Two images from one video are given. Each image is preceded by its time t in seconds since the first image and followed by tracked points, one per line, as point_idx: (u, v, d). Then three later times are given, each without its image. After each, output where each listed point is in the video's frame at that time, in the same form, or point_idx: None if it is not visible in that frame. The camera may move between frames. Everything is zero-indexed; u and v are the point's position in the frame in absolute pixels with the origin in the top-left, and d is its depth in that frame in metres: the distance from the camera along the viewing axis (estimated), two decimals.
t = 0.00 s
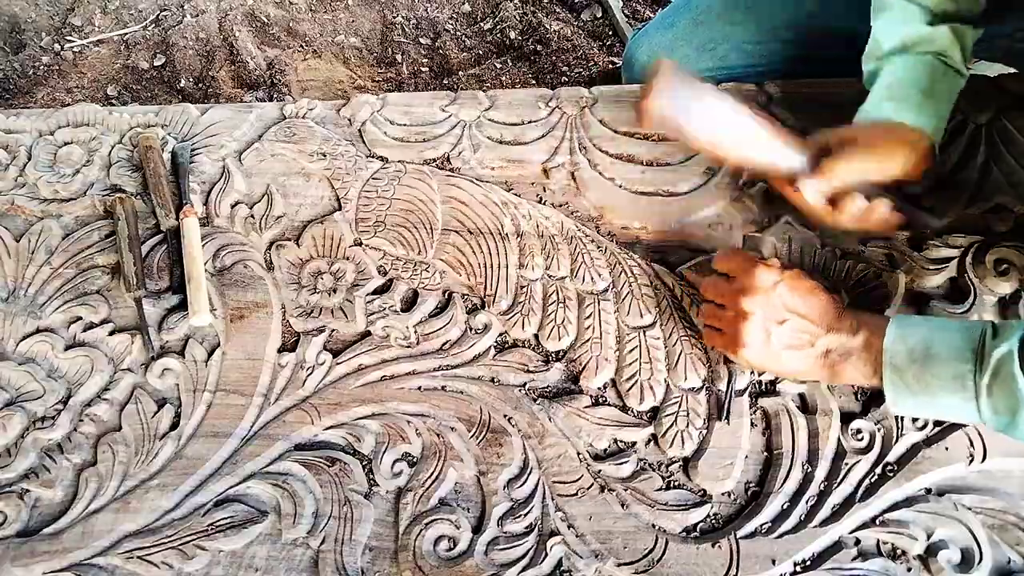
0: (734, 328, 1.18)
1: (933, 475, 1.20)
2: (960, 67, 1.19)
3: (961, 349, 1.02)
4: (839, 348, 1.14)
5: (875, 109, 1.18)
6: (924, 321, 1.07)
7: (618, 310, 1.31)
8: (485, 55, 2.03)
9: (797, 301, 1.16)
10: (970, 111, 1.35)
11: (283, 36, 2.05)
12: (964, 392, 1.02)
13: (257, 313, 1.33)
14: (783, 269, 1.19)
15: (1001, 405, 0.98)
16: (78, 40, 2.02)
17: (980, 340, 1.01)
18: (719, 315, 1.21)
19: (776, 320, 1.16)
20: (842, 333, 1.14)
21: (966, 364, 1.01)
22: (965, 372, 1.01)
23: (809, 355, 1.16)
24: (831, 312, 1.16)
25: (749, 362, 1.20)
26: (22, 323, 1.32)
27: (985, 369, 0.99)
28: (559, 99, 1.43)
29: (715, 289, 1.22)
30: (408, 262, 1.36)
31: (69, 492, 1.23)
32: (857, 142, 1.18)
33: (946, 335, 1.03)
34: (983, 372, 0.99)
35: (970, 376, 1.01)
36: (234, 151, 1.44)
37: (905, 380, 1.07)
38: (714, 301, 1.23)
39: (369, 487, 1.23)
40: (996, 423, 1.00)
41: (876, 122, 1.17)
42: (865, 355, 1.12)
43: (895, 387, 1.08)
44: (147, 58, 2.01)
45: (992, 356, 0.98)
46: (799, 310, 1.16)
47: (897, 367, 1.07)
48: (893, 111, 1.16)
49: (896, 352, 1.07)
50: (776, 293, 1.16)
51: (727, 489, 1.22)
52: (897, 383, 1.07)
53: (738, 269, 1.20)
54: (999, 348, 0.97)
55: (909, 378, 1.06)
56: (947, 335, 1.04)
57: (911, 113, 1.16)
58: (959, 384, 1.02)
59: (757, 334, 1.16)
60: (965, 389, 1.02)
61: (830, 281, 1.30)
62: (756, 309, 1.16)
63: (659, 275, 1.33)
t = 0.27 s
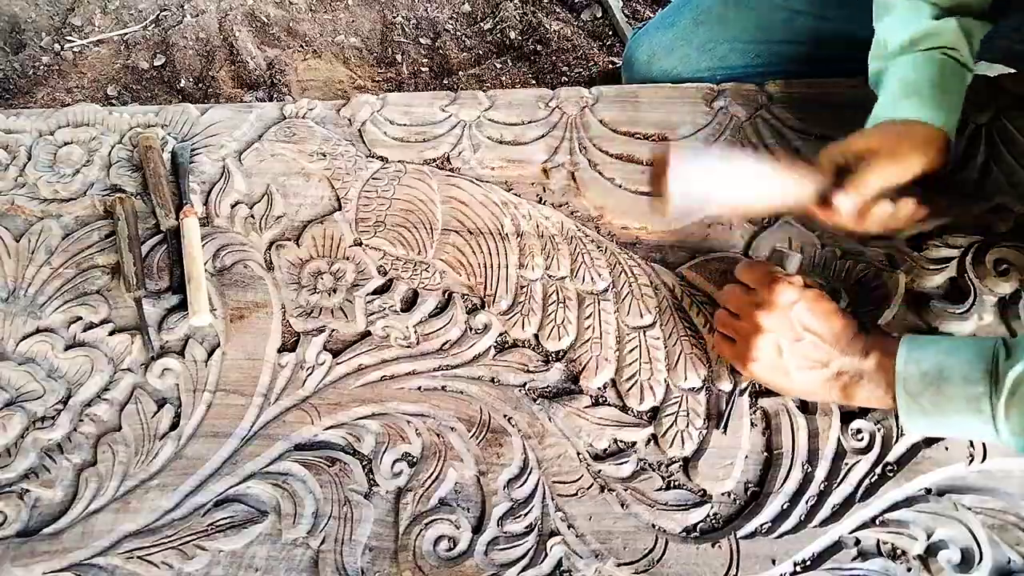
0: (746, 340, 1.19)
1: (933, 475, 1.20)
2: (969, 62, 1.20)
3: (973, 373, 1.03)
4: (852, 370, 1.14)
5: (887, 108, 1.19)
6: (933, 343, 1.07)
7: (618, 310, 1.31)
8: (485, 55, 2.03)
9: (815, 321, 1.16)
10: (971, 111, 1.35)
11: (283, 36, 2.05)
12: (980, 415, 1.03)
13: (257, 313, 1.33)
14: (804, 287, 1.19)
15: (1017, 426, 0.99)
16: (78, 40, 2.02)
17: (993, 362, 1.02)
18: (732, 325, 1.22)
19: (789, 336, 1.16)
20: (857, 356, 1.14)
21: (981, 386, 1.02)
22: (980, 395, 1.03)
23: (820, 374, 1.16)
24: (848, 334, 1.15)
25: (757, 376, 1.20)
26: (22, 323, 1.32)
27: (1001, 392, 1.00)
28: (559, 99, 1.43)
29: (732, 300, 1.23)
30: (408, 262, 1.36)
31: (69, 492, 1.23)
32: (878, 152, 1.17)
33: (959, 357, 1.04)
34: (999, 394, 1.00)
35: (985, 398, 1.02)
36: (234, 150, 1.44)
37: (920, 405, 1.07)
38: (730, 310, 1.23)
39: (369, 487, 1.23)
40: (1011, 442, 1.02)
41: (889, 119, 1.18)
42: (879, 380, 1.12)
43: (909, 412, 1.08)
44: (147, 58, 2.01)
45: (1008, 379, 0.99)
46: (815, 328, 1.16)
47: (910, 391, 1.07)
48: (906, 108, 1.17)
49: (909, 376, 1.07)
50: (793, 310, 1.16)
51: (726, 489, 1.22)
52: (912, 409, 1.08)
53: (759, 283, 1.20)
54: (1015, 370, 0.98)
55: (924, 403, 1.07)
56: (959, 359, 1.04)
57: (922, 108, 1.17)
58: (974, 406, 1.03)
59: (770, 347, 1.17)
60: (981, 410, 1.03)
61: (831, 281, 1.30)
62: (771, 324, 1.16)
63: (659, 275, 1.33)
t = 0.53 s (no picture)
0: (745, 348, 1.18)
1: (933, 475, 1.20)
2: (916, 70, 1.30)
3: (975, 377, 1.02)
4: (851, 378, 1.14)
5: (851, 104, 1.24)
6: (935, 347, 1.07)
7: (618, 310, 1.31)
8: (485, 55, 2.03)
9: (813, 329, 1.16)
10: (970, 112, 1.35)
11: (283, 36, 2.04)
12: (983, 419, 1.02)
13: (257, 313, 1.33)
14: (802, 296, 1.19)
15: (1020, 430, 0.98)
16: (78, 40, 2.02)
17: (995, 366, 1.00)
18: (731, 332, 1.21)
19: (790, 344, 1.15)
20: (856, 362, 1.14)
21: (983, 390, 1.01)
22: (982, 399, 1.01)
23: (820, 381, 1.15)
24: (846, 342, 1.15)
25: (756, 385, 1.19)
26: (22, 323, 1.32)
27: (1001, 395, 0.99)
28: (559, 99, 1.43)
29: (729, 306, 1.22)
30: (408, 262, 1.36)
31: (69, 492, 1.23)
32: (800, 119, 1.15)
33: (961, 362, 1.03)
34: (1001, 398, 0.99)
35: (987, 402, 1.01)
36: (234, 151, 1.44)
37: (922, 410, 1.07)
38: (727, 317, 1.22)
39: (369, 487, 1.23)
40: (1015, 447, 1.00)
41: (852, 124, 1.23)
42: (879, 388, 1.12)
43: (912, 417, 1.08)
44: (147, 58, 2.01)
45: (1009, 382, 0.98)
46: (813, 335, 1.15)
47: (912, 395, 1.07)
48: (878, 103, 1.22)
49: (911, 380, 1.07)
50: (793, 319, 1.15)
51: (727, 489, 1.22)
52: (914, 413, 1.08)
53: (758, 290, 1.19)
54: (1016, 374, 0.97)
55: (926, 407, 1.06)
56: (959, 363, 1.04)
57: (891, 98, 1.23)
58: (977, 410, 1.02)
59: (770, 357, 1.15)
60: (984, 415, 1.01)
61: (831, 281, 1.30)
62: (772, 332, 1.15)
63: (659, 275, 1.33)
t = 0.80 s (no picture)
0: (746, 352, 1.18)
1: (933, 475, 1.20)
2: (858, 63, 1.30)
3: (967, 381, 1.02)
4: (851, 383, 1.14)
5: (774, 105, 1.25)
6: (929, 352, 1.08)
7: (618, 310, 1.31)
8: (485, 55, 2.03)
9: (813, 333, 1.15)
10: (970, 112, 1.36)
11: (283, 36, 2.04)
12: (977, 422, 1.02)
13: (257, 313, 1.33)
14: (803, 300, 1.18)
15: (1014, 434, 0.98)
16: (77, 40, 2.02)
17: (987, 369, 1.01)
18: (733, 336, 1.21)
19: (792, 347, 1.15)
20: (855, 368, 1.14)
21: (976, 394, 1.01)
22: (976, 402, 1.02)
23: (819, 386, 1.16)
24: (847, 347, 1.15)
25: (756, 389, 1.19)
26: (22, 323, 1.32)
27: (994, 398, 0.99)
28: (559, 99, 1.44)
29: (732, 309, 1.22)
30: (408, 262, 1.36)
31: (69, 492, 1.23)
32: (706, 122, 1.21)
33: (954, 366, 1.04)
34: (994, 401, 0.99)
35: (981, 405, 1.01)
36: (234, 151, 1.44)
37: (919, 416, 1.07)
38: (729, 320, 1.23)
39: (369, 487, 1.23)
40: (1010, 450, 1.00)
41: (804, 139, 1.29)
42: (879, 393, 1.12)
43: (909, 423, 1.08)
44: (147, 58, 2.01)
45: (1001, 385, 0.98)
46: (813, 339, 1.15)
47: (907, 401, 1.07)
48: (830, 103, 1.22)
49: (905, 386, 1.08)
50: (794, 323, 1.15)
51: (726, 489, 1.22)
52: (910, 419, 1.08)
53: (761, 294, 1.19)
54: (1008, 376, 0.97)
55: (922, 414, 1.07)
56: (952, 368, 1.04)
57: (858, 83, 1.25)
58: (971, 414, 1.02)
59: (771, 361, 1.15)
60: (978, 419, 1.02)
61: (831, 281, 1.30)
62: (773, 336, 1.15)
63: (659, 275, 1.33)
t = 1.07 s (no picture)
0: (739, 358, 1.17)
1: (933, 475, 1.20)
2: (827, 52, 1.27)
3: (962, 375, 1.02)
4: (845, 379, 1.14)
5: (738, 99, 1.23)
6: (922, 347, 1.07)
7: (618, 310, 1.31)
8: (485, 56, 2.03)
9: (804, 332, 1.14)
10: (970, 112, 1.36)
11: (283, 36, 2.04)
12: (972, 416, 1.02)
13: (257, 313, 1.33)
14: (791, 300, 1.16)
15: (1009, 427, 0.98)
16: (77, 40, 2.02)
17: (981, 363, 1.01)
18: (723, 341, 1.20)
19: (782, 343, 1.14)
20: (848, 364, 1.14)
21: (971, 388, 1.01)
22: (970, 397, 1.02)
23: (813, 384, 1.15)
24: (839, 344, 1.15)
25: (751, 393, 1.19)
26: (22, 323, 1.31)
27: (988, 391, 0.99)
28: (559, 99, 1.44)
29: (720, 313, 1.20)
30: (408, 262, 1.36)
31: (69, 492, 1.23)
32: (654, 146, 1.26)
33: (948, 360, 1.04)
34: (988, 394, 0.99)
35: (976, 399, 1.01)
36: (234, 151, 1.44)
37: (913, 410, 1.07)
38: (717, 324, 1.21)
39: (369, 487, 1.23)
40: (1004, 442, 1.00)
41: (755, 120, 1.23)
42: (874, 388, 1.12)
43: (902, 416, 1.08)
44: (147, 58, 2.01)
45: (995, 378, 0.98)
46: (798, 333, 1.15)
47: (902, 396, 1.07)
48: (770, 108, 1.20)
49: (899, 381, 1.08)
50: (784, 325, 1.14)
51: (726, 490, 1.22)
52: (905, 413, 1.08)
53: (747, 297, 1.17)
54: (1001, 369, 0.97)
55: (916, 408, 1.07)
56: (946, 362, 1.04)
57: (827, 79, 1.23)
58: (966, 408, 1.02)
59: (764, 367, 1.15)
60: (972, 412, 1.02)
61: (832, 280, 1.29)
62: (764, 343, 1.13)
63: (659, 275, 1.33)
